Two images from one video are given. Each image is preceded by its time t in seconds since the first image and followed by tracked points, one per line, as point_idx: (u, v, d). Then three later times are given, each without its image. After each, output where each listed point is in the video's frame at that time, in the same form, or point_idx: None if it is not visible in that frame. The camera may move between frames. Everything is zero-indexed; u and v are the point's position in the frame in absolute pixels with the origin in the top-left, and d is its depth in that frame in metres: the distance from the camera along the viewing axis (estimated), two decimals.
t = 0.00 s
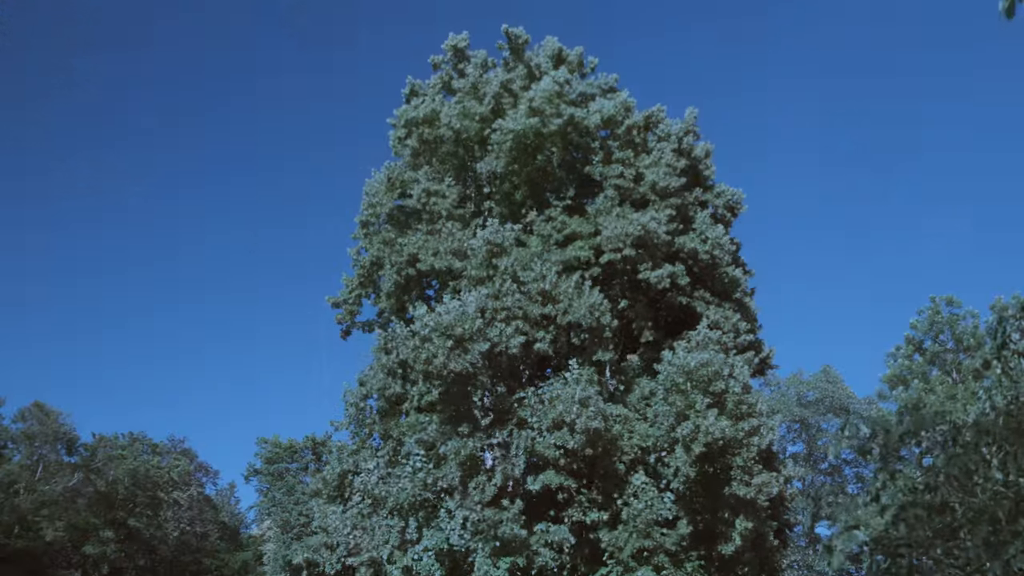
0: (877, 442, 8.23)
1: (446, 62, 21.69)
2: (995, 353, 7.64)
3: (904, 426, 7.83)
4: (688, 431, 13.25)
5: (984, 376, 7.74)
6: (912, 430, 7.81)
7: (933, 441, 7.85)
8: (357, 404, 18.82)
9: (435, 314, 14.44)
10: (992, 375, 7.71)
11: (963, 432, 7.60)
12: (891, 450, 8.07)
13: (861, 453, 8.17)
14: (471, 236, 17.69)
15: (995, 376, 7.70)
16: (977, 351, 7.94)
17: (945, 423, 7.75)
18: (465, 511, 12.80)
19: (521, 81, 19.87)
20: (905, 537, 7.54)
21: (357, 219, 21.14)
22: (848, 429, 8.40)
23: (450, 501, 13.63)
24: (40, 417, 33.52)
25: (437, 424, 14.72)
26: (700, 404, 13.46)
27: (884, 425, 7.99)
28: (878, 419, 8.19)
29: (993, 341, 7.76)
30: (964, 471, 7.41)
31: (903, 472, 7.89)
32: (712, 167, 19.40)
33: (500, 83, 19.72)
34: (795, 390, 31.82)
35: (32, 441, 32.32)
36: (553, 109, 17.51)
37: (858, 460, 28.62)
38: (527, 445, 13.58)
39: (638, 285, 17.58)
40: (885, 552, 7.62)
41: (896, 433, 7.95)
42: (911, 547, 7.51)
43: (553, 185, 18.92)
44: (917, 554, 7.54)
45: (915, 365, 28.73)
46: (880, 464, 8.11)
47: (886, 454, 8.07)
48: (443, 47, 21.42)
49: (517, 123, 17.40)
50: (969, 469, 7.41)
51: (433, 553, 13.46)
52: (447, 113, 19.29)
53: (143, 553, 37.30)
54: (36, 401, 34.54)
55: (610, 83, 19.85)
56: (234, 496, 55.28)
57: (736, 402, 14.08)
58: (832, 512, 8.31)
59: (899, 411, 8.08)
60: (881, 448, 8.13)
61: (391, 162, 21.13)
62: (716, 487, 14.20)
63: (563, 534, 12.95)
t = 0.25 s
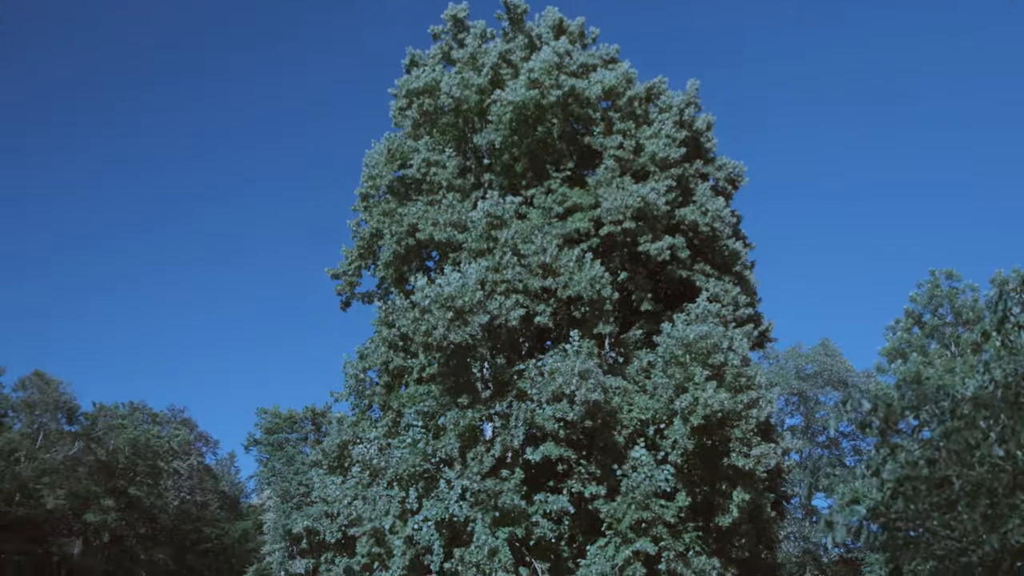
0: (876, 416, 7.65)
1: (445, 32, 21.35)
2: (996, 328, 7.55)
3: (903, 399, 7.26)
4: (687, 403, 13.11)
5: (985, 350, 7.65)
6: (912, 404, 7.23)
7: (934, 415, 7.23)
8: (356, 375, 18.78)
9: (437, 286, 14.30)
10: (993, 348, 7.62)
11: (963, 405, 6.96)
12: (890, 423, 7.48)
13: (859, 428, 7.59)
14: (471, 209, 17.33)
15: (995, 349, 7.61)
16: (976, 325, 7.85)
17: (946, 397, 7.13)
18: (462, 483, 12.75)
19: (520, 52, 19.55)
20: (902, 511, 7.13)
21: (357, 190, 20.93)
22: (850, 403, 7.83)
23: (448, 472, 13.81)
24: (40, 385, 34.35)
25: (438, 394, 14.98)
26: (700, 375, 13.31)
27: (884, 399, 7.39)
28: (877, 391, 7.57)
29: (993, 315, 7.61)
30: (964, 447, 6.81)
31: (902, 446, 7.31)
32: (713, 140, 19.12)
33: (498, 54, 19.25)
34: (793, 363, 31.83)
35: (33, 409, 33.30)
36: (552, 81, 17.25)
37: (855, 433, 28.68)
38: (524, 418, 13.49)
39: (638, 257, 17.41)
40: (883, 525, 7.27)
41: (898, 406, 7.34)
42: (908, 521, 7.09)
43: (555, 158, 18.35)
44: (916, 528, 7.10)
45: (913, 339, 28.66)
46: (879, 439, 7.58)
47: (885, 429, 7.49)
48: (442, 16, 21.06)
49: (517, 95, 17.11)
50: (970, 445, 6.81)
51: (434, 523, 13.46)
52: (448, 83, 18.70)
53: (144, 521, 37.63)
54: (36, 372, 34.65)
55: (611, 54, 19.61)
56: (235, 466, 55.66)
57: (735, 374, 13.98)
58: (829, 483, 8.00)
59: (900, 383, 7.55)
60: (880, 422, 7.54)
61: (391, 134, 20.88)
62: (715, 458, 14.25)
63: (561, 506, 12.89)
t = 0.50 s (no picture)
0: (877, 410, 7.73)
1: (448, 23, 21.26)
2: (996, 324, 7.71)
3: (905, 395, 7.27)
4: (688, 396, 13.07)
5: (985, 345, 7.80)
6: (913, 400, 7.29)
7: (935, 410, 7.30)
8: (358, 367, 18.82)
9: (440, 278, 14.30)
10: (993, 344, 7.78)
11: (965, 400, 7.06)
12: (891, 418, 7.57)
13: (860, 422, 7.65)
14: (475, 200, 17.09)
15: (995, 345, 7.77)
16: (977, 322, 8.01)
17: (948, 392, 7.21)
18: (463, 474, 12.75)
19: (523, 44, 19.44)
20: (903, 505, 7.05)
21: (360, 181, 20.90)
22: (850, 398, 7.92)
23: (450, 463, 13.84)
24: (42, 374, 33.79)
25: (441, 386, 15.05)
26: (703, 369, 13.27)
27: (886, 394, 7.39)
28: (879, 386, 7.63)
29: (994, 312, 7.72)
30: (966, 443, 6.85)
31: (903, 441, 7.38)
32: (716, 133, 19.00)
33: (501, 46, 19.14)
34: (795, 357, 31.80)
35: (35, 398, 32.88)
36: (555, 73, 16.99)
37: (856, 427, 28.66)
38: (525, 410, 13.46)
39: (640, 249, 17.31)
40: (884, 519, 7.18)
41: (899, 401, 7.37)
42: (909, 515, 7.02)
43: (557, 151, 18.12)
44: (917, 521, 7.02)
45: (915, 333, 28.62)
46: (880, 433, 7.66)
47: (886, 423, 7.59)
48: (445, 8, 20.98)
49: (521, 87, 17.03)
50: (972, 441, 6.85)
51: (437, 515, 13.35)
52: (452, 75, 18.59)
53: (145, 511, 37.73)
54: (37, 360, 34.44)
55: (615, 46, 19.49)
56: (235, 456, 55.73)
57: (737, 367, 14.00)
58: (831, 477, 8.00)
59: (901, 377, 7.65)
60: (881, 416, 7.61)
61: (394, 124, 20.72)
62: (715, 451, 14.23)
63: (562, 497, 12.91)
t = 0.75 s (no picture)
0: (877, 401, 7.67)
1: (451, 13, 21.16)
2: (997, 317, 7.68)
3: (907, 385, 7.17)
4: (689, 388, 13.03)
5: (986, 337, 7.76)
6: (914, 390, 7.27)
7: (935, 400, 7.29)
8: (359, 357, 18.80)
9: (442, 270, 14.27)
10: (994, 336, 7.73)
11: (966, 392, 6.96)
12: (891, 408, 7.51)
13: (861, 413, 7.58)
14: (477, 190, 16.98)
15: (996, 337, 7.73)
16: (978, 314, 7.96)
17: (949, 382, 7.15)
18: (464, 465, 12.74)
19: (526, 34, 19.33)
20: (903, 495, 7.21)
21: (361, 171, 20.86)
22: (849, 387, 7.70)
23: (451, 453, 13.87)
24: (43, 363, 33.67)
25: (440, 375, 14.85)
26: (704, 360, 13.23)
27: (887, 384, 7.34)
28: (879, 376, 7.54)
29: (995, 303, 7.68)
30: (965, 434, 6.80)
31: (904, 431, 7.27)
32: (717, 123, 18.89)
33: (505, 36, 19.03)
34: (795, 349, 31.79)
35: (36, 387, 32.64)
36: (557, 64, 17.04)
37: (855, 418, 28.68)
38: (525, 400, 13.46)
39: (641, 240, 17.25)
40: (882, 510, 7.26)
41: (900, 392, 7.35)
42: (908, 505, 7.17)
43: (559, 142, 18.01)
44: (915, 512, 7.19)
45: (916, 325, 28.60)
46: (879, 423, 7.60)
47: (886, 413, 7.56)
48: None
49: (523, 77, 16.93)
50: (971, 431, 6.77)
51: (437, 504, 13.46)
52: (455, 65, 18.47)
53: (146, 500, 37.80)
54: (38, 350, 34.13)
55: (616, 36, 19.38)
56: (236, 446, 55.83)
57: (738, 359, 13.98)
58: (829, 467, 7.91)
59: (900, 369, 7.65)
60: (881, 407, 7.54)
61: (395, 114, 20.54)
62: (715, 443, 14.24)
63: (562, 488, 12.87)
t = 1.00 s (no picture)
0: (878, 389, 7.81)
1: None
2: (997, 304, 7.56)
3: (903, 372, 7.33)
4: (691, 375, 13.00)
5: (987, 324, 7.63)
6: (911, 377, 7.29)
7: (934, 387, 7.28)
8: (359, 343, 18.79)
9: (444, 257, 14.24)
10: (995, 323, 7.62)
11: (965, 380, 6.91)
12: (891, 395, 7.61)
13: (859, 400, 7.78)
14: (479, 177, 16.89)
15: (997, 324, 7.62)
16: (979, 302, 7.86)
17: (948, 370, 7.13)
18: (464, 453, 12.76)
19: (527, 20, 19.18)
20: (901, 482, 7.18)
21: (360, 157, 20.81)
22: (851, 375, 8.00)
23: (451, 440, 13.87)
24: (43, 350, 34.20)
25: (441, 361, 14.95)
26: (705, 349, 13.18)
27: (885, 371, 7.51)
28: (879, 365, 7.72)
29: (996, 291, 7.58)
30: (963, 422, 6.73)
31: (903, 418, 7.42)
32: (718, 110, 18.78)
33: (507, 23, 18.83)
34: (795, 336, 31.81)
35: (36, 373, 33.20)
36: (560, 50, 16.92)
37: (854, 406, 28.74)
38: (524, 387, 13.45)
39: (641, 227, 17.20)
40: (881, 495, 7.36)
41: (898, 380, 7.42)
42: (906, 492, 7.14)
43: (561, 130, 17.95)
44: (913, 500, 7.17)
45: (916, 313, 28.59)
46: (879, 411, 7.73)
47: (886, 401, 7.66)
48: None
49: (524, 63, 16.82)
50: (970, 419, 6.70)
51: (438, 490, 13.52)
52: (456, 50, 18.33)
53: (147, 486, 37.91)
54: (39, 336, 34.49)
55: (617, 22, 19.23)
56: (236, 432, 55.98)
57: (739, 348, 13.96)
58: (830, 454, 7.88)
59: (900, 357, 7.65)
60: (882, 394, 7.68)
61: (395, 100, 20.46)
62: (717, 431, 14.24)
63: (561, 476, 12.90)
